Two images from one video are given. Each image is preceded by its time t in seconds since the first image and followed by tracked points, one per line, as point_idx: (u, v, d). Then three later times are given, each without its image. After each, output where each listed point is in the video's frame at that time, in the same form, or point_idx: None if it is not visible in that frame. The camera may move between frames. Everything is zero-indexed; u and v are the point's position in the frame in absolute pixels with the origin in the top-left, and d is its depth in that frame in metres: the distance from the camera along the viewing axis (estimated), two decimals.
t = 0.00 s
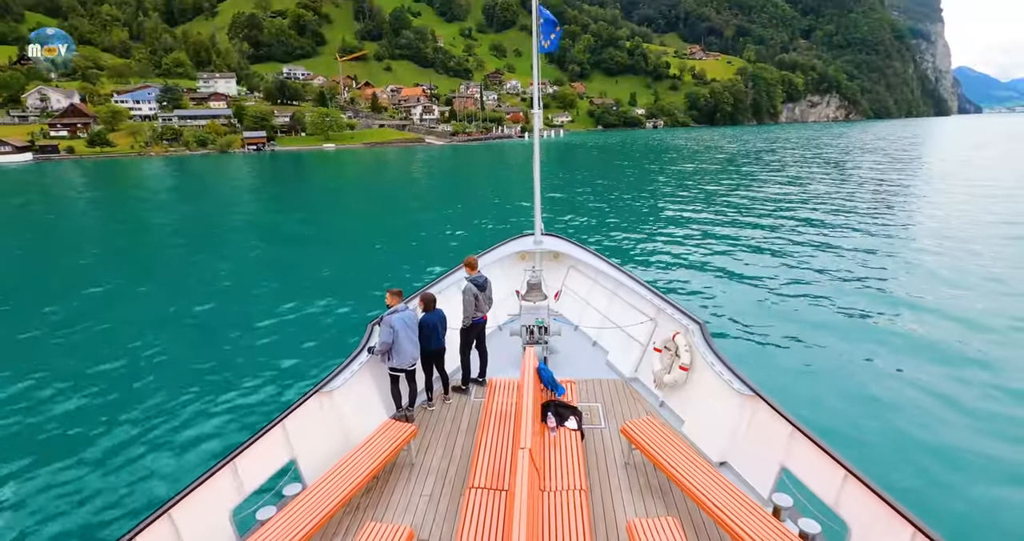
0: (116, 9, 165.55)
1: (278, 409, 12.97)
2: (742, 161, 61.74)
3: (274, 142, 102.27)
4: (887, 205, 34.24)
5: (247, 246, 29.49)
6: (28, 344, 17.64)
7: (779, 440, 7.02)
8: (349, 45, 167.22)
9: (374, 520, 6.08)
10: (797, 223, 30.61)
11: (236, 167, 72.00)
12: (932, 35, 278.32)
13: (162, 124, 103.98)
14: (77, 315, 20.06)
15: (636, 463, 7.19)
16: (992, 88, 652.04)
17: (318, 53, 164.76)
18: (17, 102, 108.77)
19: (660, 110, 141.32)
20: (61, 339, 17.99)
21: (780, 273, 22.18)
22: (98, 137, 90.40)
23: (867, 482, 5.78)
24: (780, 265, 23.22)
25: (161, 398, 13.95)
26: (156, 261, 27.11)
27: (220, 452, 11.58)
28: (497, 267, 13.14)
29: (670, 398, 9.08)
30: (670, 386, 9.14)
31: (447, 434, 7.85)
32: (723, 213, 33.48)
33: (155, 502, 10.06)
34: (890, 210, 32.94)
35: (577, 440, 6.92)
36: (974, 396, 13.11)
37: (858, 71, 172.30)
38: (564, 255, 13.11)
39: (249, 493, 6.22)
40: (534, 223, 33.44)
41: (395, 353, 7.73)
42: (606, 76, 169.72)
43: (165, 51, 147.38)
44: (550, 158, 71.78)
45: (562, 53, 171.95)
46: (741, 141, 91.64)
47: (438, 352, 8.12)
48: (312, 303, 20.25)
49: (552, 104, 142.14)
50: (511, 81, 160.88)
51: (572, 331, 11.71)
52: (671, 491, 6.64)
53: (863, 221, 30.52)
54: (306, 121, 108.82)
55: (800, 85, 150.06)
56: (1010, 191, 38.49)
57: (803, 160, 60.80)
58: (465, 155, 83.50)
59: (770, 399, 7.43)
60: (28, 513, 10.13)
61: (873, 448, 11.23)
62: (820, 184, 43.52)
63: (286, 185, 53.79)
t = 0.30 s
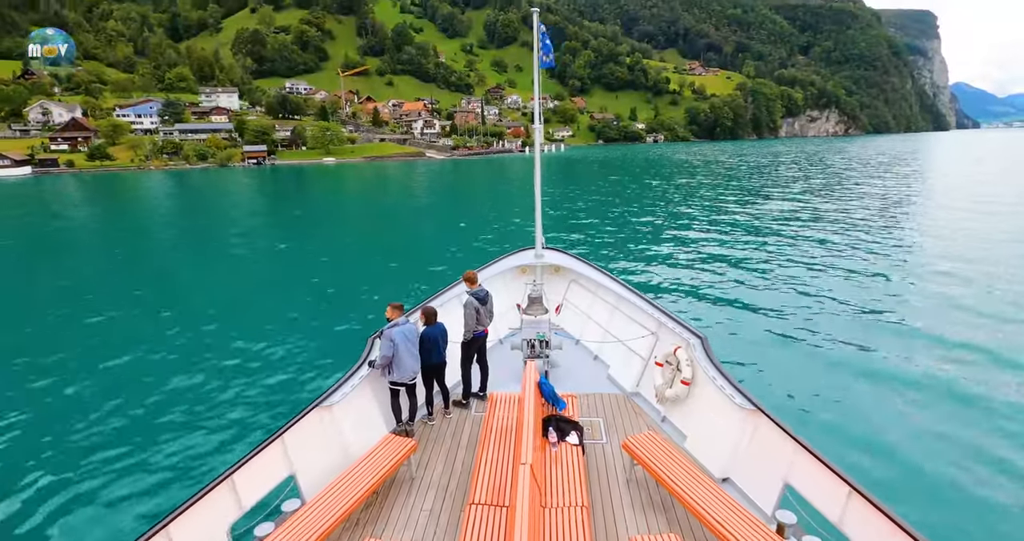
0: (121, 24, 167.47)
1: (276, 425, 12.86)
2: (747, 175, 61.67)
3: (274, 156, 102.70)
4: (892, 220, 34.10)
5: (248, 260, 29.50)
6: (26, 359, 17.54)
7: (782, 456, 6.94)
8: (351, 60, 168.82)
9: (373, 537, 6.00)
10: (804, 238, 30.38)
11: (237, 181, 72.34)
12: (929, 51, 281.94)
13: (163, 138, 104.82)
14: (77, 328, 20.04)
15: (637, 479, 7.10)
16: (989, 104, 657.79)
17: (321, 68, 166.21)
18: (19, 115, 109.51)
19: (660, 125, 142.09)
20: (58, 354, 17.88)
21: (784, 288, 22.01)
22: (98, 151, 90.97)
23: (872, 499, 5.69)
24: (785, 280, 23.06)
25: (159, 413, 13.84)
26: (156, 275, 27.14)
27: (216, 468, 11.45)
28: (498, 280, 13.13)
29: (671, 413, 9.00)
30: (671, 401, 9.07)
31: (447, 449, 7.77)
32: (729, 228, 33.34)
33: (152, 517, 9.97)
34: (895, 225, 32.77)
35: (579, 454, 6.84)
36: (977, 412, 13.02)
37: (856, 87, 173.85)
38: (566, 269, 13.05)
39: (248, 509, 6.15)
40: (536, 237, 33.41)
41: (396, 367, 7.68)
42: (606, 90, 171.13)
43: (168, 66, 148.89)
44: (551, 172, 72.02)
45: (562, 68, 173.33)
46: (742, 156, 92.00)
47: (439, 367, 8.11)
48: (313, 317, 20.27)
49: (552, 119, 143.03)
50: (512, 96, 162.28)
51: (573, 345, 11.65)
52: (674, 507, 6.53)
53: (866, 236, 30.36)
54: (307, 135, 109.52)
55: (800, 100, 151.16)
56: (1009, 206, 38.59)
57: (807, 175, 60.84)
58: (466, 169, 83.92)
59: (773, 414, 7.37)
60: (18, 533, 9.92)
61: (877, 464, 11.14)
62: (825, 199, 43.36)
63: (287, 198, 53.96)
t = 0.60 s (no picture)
0: (125, 35, 168.98)
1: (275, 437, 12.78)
2: (748, 186, 61.69)
3: (275, 166, 103.12)
4: (893, 232, 34.03)
5: (248, 270, 29.49)
6: (22, 369, 17.44)
7: (787, 468, 6.87)
8: (354, 71, 170.04)
9: None
10: (804, 249, 30.33)
11: (238, 190, 72.59)
12: (928, 62, 284.21)
13: (163, 148, 105.44)
14: (74, 338, 19.97)
15: (640, 491, 7.03)
16: (988, 115, 661.25)
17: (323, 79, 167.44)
18: (20, 125, 110.00)
19: (661, 135, 142.83)
20: (55, 364, 17.80)
21: (785, 298, 21.97)
22: (98, 161, 91.39)
23: (876, 511, 5.63)
24: (786, 291, 23.01)
25: (148, 425, 13.68)
26: (155, 285, 27.12)
27: (216, 480, 11.37)
28: (499, 289, 13.11)
29: (674, 425, 8.94)
30: (674, 412, 9.01)
31: (448, 461, 7.70)
32: (729, 239, 33.32)
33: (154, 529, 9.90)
34: (896, 236, 32.73)
35: (580, 467, 6.78)
36: (982, 422, 12.90)
37: (857, 98, 175.00)
38: (567, 278, 13.03)
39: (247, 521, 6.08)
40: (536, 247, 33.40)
41: (397, 378, 7.67)
42: (607, 101, 172.13)
43: (172, 76, 150.13)
44: (553, 182, 72.29)
45: (564, 80, 174.70)
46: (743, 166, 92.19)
47: (440, 378, 8.06)
48: (312, 327, 20.18)
49: (554, 129, 143.74)
50: (513, 106, 163.49)
51: (574, 355, 11.59)
52: (676, 520, 6.46)
53: (867, 247, 30.30)
54: (308, 145, 110.11)
55: (800, 111, 151.92)
56: (1010, 217, 38.65)
57: (808, 185, 60.80)
58: (467, 179, 84.29)
59: (775, 425, 7.30)
60: None
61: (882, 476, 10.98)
62: (826, 210, 43.31)
63: (288, 208, 54.07)
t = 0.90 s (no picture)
0: (132, 46, 170.67)
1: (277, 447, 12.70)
2: (753, 195, 61.61)
3: (277, 174, 103.56)
4: (897, 241, 33.87)
5: (249, 279, 29.52)
6: (23, 379, 17.42)
7: (791, 478, 6.82)
8: (358, 80, 171.11)
9: None
10: (806, 259, 30.28)
11: (240, 199, 72.91)
12: (930, 71, 285.78)
13: (165, 157, 106.18)
14: (78, 347, 20.08)
15: (645, 502, 6.96)
16: (991, 124, 661.65)
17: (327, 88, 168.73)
18: (25, 134, 110.90)
19: (665, 144, 143.19)
20: (55, 373, 17.81)
21: (789, 307, 21.97)
22: (100, 170, 91.98)
23: (883, 524, 5.56)
24: (789, 299, 22.94)
25: (134, 437, 13.56)
26: (157, 294, 27.12)
27: (217, 490, 11.29)
28: (503, 298, 13.07)
29: (679, 435, 8.87)
30: (678, 422, 8.93)
31: (451, 471, 7.65)
32: (732, 248, 33.27)
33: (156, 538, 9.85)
34: (899, 246, 32.67)
35: (585, 477, 6.72)
36: (988, 432, 12.77)
37: (860, 107, 175.24)
38: (571, 287, 12.99)
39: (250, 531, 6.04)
40: (539, 256, 33.39)
41: (401, 386, 7.62)
42: (610, 110, 172.79)
43: (177, 86, 151.43)
44: (556, 191, 72.25)
45: (567, 89, 175.78)
46: (747, 175, 92.22)
47: (444, 387, 8.03)
48: (311, 338, 20.07)
49: (557, 138, 144.20)
50: (516, 116, 164.37)
51: (577, 365, 11.54)
52: (681, 532, 6.39)
53: (869, 257, 30.24)
54: (311, 154, 110.61)
55: (804, 120, 152.13)
56: (1014, 226, 38.51)
57: (813, 194, 60.76)
58: (470, 188, 84.52)
59: (781, 435, 7.21)
60: None
61: (890, 487, 10.84)
62: (831, 219, 43.20)
63: (289, 217, 54.22)
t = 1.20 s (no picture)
0: (139, 58, 172.52)
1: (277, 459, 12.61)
2: (760, 206, 61.32)
3: (279, 185, 103.73)
4: (903, 253, 33.60)
5: (251, 289, 29.55)
6: (22, 389, 17.44)
7: (799, 493, 6.72)
8: (362, 92, 172.25)
9: None
10: (809, 270, 30.13)
11: (243, 210, 73.25)
12: (933, 84, 286.72)
13: (168, 167, 106.82)
14: (77, 358, 20.06)
15: (648, 516, 6.88)
16: (995, 136, 661.14)
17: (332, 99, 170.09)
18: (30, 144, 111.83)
19: (668, 155, 143.51)
20: (55, 383, 17.81)
21: (791, 318, 21.87)
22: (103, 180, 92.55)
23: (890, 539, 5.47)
24: (792, 310, 22.86)
25: (122, 450, 13.42)
26: (158, 305, 27.15)
27: (216, 503, 11.20)
28: (506, 309, 13.04)
29: (683, 446, 8.79)
30: (683, 434, 8.84)
31: (454, 483, 7.58)
32: (735, 259, 33.21)
33: None
34: (904, 257, 32.40)
35: (588, 490, 6.64)
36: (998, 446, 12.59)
37: (864, 118, 175.51)
38: (573, 297, 12.96)
39: None
40: (542, 267, 33.33)
41: (403, 397, 7.58)
42: (613, 122, 173.47)
43: (183, 97, 152.88)
44: (560, 202, 72.20)
45: (570, 101, 176.91)
46: (752, 186, 92.14)
47: (447, 398, 7.99)
48: (312, 350, 19.92)
49: (560, 149, 144.72)
50: (520, 127, 165.24)
51: (581, 377, 11.50)
52: None
53: (873, 268, 30.03)
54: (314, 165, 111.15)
55: (808, 132, 152.44)
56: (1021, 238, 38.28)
57: (820, 206, 60.37)
58: (472, 199, 84.69)
59: (786, 449, 7.14)
60: None
61: (901, 503, 10.62)
62: (837, 230, 42.92)
63: (292, 228, 54.36)
